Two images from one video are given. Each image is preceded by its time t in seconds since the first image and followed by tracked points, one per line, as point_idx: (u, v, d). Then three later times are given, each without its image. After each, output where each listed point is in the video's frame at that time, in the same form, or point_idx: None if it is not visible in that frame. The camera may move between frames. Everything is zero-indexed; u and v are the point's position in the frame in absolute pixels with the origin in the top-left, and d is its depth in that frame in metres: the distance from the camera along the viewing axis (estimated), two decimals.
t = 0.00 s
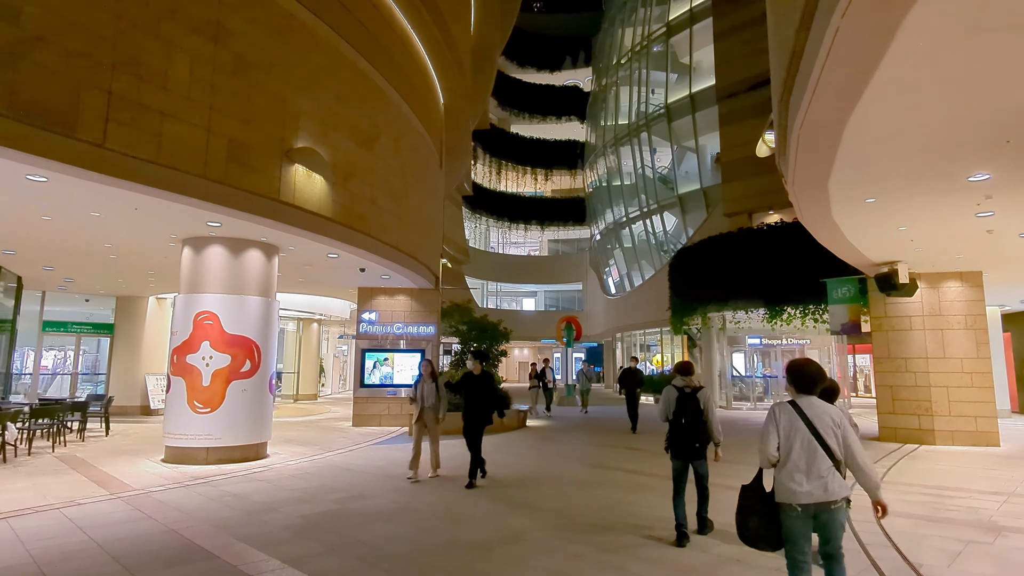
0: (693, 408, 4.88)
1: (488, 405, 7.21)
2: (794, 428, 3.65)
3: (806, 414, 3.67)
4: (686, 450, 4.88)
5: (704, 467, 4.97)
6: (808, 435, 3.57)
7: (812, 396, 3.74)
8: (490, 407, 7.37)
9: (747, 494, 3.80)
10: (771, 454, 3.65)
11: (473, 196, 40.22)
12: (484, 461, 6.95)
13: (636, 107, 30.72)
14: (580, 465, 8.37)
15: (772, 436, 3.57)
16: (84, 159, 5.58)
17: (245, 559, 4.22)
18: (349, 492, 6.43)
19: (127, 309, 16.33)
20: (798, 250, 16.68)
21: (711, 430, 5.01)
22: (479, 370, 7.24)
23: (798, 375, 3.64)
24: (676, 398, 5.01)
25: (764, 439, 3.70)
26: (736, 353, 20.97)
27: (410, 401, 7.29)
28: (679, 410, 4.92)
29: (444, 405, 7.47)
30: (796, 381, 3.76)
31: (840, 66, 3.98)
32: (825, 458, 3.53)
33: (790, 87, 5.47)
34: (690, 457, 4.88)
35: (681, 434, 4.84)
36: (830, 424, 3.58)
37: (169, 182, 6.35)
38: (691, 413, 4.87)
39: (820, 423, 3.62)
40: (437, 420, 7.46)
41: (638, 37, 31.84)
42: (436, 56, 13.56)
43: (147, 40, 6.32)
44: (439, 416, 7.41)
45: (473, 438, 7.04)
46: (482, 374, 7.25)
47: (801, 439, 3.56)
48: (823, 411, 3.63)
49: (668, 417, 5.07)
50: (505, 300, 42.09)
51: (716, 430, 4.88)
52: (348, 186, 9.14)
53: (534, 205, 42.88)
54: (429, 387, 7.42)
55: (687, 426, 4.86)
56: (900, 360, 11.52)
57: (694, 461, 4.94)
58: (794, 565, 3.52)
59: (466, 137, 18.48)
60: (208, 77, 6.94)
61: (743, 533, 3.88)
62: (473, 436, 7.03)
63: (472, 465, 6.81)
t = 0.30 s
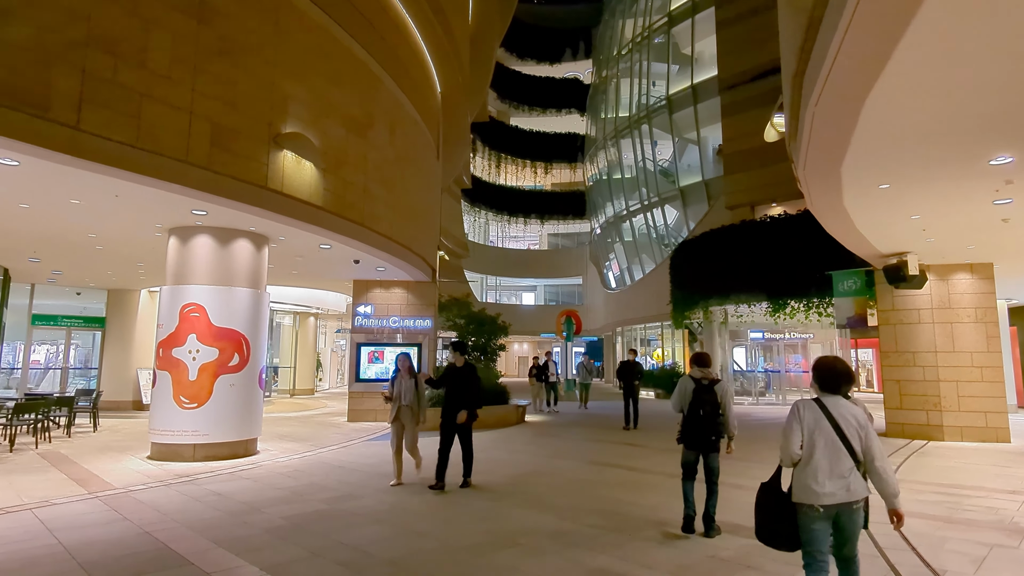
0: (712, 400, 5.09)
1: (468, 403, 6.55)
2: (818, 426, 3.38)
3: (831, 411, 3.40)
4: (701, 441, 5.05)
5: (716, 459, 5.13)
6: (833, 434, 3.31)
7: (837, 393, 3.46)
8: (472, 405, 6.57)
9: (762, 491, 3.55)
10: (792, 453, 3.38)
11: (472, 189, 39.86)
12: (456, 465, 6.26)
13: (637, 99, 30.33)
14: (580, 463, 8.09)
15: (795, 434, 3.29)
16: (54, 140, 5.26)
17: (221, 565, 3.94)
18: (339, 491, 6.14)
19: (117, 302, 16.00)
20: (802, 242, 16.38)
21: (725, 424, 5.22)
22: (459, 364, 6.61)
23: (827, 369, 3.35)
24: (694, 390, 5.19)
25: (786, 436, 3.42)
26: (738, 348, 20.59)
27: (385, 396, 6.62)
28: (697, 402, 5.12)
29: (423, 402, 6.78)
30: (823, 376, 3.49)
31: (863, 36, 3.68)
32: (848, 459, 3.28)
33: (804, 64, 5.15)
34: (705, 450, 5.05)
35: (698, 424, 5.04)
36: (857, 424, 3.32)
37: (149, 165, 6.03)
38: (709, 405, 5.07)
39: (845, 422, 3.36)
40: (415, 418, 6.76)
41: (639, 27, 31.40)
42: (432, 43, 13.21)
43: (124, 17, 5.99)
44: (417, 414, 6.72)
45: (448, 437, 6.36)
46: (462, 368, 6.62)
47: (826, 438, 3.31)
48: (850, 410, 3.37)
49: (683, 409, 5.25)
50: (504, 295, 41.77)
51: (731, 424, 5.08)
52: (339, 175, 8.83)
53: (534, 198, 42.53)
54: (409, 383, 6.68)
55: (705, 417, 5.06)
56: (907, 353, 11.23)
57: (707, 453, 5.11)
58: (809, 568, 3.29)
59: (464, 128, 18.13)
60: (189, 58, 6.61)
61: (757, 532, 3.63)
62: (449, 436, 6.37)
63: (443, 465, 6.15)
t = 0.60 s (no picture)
0: (721, 398, 4.83)
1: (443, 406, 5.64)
2: (840, 422, 3.19)
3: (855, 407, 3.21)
4: (711, 442, 4.79)
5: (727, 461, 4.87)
6: (857, 431, 3.13)
7: (858, 387, 3.28)
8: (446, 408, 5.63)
9: (778, 486, 3.32)
10: (814, 449, 3.18)
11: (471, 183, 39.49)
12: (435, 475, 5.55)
13: (637, 92, 29.96)
14: (580, 464, 7.81)
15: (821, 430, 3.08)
16: (21, 124, 4.95)
17: None
18: (326, 495, 5.85)
19: (108, 297, 15.71)
20: (806, 236, 16.07)
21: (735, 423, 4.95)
22: (434, 361, 5.71)
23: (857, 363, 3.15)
24: (702, 389, 4.94)
25: (807, 431, 3.21)
26: (738, 343, 20.53)
27: (359, 399, 5.94)
28: (705, 401, 4.85)
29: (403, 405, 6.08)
30: (846, 370, 3.28)
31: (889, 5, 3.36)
32: (871, 456, 3.11)
33: (819, 49, 4.83)
34: (715, 450, 4.78)
35: (707, 425, 4.78)
36: (881, 421, 3.15)
37: (127, 151, 5.72)
38: (719, 404, 4.81)
39: (869, 419, 3.18)
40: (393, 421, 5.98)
41: (640, 19, 31.00)
42: (427, 31, 12.88)
43: None
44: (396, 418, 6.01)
45: (421, 447, 5.54)
46: (437, 367, 5.69)
47: (850, 435, 3.12)
48: (873, 406, 3.19)
49: (692, 409, 4.99)
50: (503, 290, 41.42)
51: (742, 423, 4.82)
52: (330, 164, 8.52)
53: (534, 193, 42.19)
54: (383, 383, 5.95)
55: (714, 417, 4.79)
56: (916, 350, 10.93)
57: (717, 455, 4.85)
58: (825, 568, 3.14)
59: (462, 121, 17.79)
60: (169, 39, 6.29)
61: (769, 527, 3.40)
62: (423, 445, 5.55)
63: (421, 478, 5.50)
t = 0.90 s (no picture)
0: (722, 391, 4.55)
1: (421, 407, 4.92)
2: (836, 420, 3.05)
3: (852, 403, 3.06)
4: (714, 437, 4.52)
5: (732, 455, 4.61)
6: (854, 428, 2.98)
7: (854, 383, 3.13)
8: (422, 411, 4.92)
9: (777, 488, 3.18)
10: (811, 449, 3.04)
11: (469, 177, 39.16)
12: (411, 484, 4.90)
13: (637, 85, 29.59)
14: (576, 462, 7.52)
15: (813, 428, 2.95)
16: None
17: None
18: (308, 496, 5.55)
19: (97, 291, 15.40)
20: (809, 229, 15.76)
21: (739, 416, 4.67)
22: (405, 355, 5.06)
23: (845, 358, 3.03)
24: (701, 383, 4.65)
25: (804, 432, 3.08)
26: (739, 338, 20.22)
27: (320, 393, 5.36)
28: (705, 395, 4.58)
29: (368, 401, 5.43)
30: (840, 367, 3.13)
31: None
32: (871, 454, 2.94)
33: (829, 27, 4.51)
34: (719, 445, 4.52)
35: (708, 419, 4.52)
36: (878, 414, 2.99)
37: (98, 132, 5.42)
38: (719, 397, 4.54)
39: (866, 415, 3.02)
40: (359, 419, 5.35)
41: (640, 11, 30.58)
42: (422, 18, 12.54)
43: None
44: (362, 417, 5.35)
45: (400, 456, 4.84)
46: (409, 362, 5.04)
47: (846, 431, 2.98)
48: (869, 401, 3.04)
49: (692, 404, 4.72)
50: (502, 285, 41.09)
51: (745, 415, 4.56)
52: (318, 152, 8.21)
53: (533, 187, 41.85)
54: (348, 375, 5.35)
55: (715, 411, 4.52)
56: (923, 344, 10.64)
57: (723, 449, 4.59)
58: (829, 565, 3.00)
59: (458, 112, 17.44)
60: (140, 15, 5.94)
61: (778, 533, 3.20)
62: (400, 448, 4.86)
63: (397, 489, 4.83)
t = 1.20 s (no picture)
0: (733, 393, 4.27)
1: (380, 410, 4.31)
2: (837, 417, 2.92)
3: (854, 400, 2.92)
4: (723, 442, 4.23)
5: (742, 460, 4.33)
6: (853, 426, 2.85)
7: (857, 379, 2.96)
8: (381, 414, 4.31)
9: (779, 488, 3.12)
10: (811, 448, 2.94)
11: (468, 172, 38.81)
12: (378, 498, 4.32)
13: (638, 78, 29.23)
14: (572, 465, 7.23)
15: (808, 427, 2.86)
16: None
17: None
18: (289, 503, 5.25)
19: (86, 287, 15.08)
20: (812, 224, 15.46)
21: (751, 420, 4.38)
22: (370, 350, 4.44)
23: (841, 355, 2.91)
24: (712, 384, 4.37)
25: (803, 431, 2.99)
26: (739, 335, 19.91)
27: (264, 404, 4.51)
28: (714, 397, 4.31)
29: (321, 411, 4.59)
30: (840, 364, 2.99)
31: None
32: (874, 452, 2.80)
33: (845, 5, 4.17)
34: (727, 450, 4.23)
35: (717, 422, 4.24)
36: (880, 411, 2.84)
37: (66, 117, 5.10)
38: (730, 399, 4.25)
39: (869, 412, 2.87)
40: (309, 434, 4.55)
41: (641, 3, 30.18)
42: (415, 5, 12.18)
43: None
44: (316, 431, 4.54)
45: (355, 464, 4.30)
46: (373, 358, 4.44)
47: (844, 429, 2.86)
48: (872, 397, 2.88)
49: (702, 406, 4.44)
50: (502, 281, 40.80)
51: (756, 419, 4.27)
52: (305, 142, 7.91)
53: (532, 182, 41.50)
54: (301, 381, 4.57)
55: (725, 414, 4.24)
56: (931, 342, 10.34)
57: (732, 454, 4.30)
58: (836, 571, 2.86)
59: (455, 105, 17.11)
60: None
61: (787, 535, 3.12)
62: (349, 455, 4.29)
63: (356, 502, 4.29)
